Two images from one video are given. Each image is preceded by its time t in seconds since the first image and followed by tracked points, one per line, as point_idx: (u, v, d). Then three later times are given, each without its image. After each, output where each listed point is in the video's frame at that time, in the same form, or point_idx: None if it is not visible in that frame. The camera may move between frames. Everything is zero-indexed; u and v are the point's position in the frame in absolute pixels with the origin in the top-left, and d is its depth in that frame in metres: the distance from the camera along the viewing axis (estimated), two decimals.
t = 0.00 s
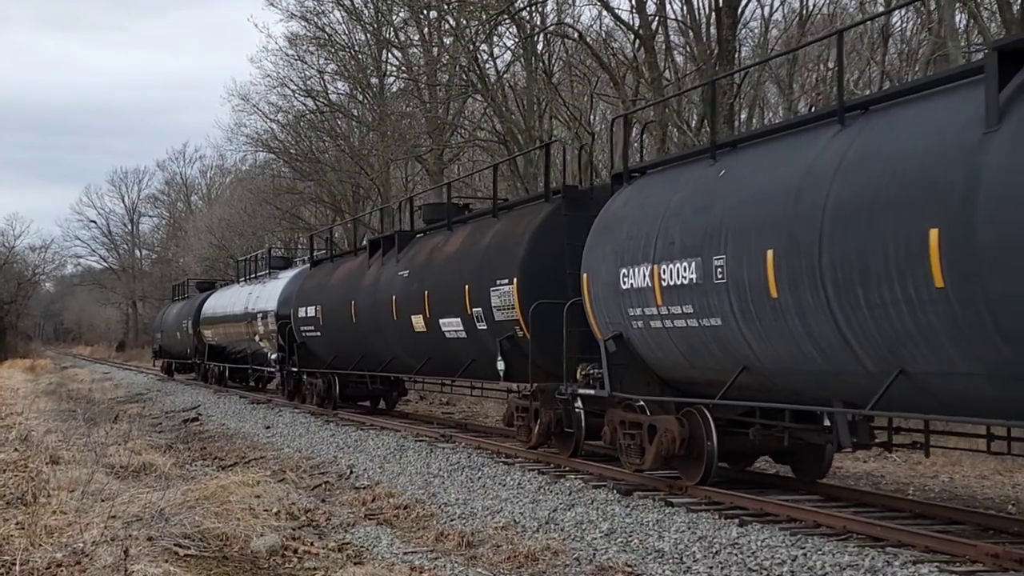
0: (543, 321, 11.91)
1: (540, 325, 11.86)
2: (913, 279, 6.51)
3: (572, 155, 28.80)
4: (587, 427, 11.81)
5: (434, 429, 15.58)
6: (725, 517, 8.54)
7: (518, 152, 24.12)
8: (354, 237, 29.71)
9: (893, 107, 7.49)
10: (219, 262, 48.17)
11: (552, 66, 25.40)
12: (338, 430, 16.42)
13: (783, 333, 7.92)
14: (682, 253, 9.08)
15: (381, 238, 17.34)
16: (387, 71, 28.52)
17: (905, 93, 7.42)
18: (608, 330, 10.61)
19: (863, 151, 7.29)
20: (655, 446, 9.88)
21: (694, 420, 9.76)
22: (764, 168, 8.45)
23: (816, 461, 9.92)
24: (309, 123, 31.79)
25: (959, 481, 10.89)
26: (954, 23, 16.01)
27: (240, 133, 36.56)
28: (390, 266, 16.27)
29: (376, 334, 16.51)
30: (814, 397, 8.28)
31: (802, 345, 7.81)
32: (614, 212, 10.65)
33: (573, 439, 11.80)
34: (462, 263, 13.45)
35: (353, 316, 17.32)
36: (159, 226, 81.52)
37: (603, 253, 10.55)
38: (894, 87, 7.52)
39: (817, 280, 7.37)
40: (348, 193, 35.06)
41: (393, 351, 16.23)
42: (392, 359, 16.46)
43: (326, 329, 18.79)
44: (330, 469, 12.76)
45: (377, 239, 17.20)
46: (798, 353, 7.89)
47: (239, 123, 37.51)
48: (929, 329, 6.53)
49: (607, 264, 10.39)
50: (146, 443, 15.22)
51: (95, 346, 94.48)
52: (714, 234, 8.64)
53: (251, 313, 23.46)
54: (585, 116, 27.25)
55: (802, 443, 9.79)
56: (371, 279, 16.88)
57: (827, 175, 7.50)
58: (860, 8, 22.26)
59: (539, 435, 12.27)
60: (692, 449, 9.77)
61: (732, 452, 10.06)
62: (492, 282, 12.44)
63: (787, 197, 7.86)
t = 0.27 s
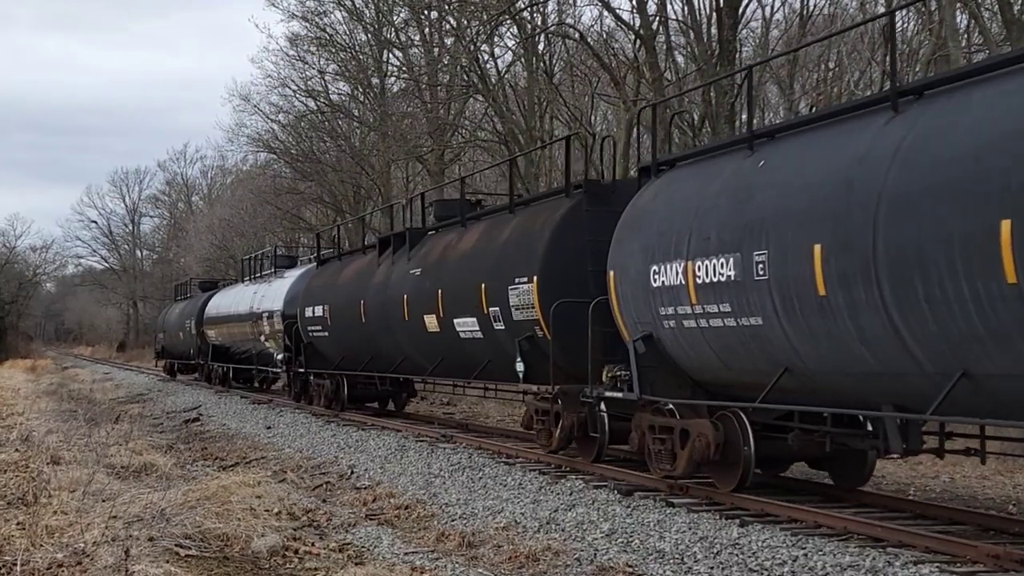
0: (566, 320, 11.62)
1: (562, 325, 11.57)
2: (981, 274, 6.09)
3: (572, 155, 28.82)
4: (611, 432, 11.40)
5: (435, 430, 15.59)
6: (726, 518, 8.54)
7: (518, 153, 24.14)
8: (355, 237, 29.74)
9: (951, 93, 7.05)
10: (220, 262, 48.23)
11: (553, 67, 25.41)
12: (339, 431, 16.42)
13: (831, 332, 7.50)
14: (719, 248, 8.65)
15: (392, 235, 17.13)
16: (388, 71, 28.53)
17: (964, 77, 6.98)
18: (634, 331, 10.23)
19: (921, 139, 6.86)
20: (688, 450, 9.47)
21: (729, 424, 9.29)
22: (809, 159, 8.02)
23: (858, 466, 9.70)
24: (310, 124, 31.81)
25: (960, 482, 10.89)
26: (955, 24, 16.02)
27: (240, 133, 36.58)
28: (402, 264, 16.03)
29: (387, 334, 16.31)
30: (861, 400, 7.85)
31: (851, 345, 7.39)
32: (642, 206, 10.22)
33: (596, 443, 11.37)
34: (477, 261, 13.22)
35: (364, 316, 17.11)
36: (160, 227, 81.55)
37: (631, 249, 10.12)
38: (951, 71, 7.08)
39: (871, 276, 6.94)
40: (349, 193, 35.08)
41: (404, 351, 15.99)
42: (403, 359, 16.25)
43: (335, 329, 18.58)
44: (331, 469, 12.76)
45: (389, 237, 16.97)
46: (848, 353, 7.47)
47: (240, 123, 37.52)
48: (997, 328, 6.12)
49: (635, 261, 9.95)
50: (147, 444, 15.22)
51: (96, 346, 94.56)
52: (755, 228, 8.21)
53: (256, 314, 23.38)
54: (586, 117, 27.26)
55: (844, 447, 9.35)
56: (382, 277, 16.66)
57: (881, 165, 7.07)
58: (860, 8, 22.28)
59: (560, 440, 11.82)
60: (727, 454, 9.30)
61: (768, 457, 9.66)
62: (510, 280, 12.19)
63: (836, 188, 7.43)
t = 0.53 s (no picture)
0: (589, 321, 11.17)
1: (585, 325, 11.10)
2: None
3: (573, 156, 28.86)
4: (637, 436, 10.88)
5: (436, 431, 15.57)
6: (727, 519, 8.54)
7: (519, 153, 24.18)
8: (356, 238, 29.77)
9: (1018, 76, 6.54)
10: (221, 262, 48.29)
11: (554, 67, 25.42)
12: (340, 432, 16.41)
13: (886, 333, 7.03)
14: (760, 244, 8.18)
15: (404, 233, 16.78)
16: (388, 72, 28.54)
17: None
18: (667, 331, 9.75)
19: (985, 126, 6.37)
20: (724, 456, 8.94)
21: (768, 429, 8.78)
22: (859, 149, 7.53)
23: (907, 474, 9.08)
24: (311, 124, 31.82)
25: (962, 483, 10.88)
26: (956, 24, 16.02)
27: (241, 134, 36.60)
28: (415, 262, 15.67)
29: (397, 334, 15.97)
30: (915, 405, 7.39)
31: (908, 347, 6.93)
32: (675, 199, 9.74)
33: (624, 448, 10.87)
34: (493, 258, 12.84)
35: (374, 316, 16.76)
36: (161, 227, 81.62)
37: (663, 245, 9.64)
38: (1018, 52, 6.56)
39: (933, 274, 6.48)
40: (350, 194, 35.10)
41: (415, 352, 15.64)
42: (414, 360, 15.88)
43: (345, 329, 18.26)
44: (332, 470, 12.77)
45: (400, 235, 16.62)
46: (904, 355, 7.00)
47: (241, 124, 37.55)
48: None
49: (668, 257, 9.48)
50: (148, 444, 15.24)
51: (98, 347, 94.66)
52: (801, 222, 7.74)
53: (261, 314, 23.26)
54: (587, 117, 27.29)
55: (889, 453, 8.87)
56: (393, 276, 16.32)
57: (942, 154, 6.59)
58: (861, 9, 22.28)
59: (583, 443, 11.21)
60: (766, 461, 8.78)
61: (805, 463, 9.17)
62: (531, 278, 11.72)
63: (892, 179, 6.95)
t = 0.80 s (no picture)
0: (615, 321, 10.71)
1: (610, 325, 10.64)
2: None
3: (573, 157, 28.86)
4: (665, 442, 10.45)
5: (436, 432, 15.56)
6: (727, 520, 8.53)
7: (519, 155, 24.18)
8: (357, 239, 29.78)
9: None
10: (222, 263, 48.31)
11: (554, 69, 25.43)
12: (340, 433, 16.40)
13: (948, 331, 6.53)
14: (807, 238, 7.70)
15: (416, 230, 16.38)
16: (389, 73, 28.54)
17: None
18: (702, 331, 9.27)
19: None
20: (763, 464, 8.47)
21: (812, 436, 8.30)
22: (914, 135, 7.03)
23: (957, 483, 8.52)
24: (312, 126, 31.82)
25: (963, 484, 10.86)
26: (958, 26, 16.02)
27: (242, 135, 36.64)
28: (427, 260, 15.29)
29: (409, 334, 15.60)
30: (976, 411, 6.86)
31: (972, 347, 6.41)
32: (711, 193, 9.27)
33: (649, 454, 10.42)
34: (511, 256, 12.42)
35: (384, 316, 16.38)
36: (162, 229, 81.68)
37: (699, 241, 9.16)
38: None
39: (1002, 266, 5.98)
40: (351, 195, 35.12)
41: (427, 353, 15.26)
42: (427, 361, 15.49)
43: (354, 329, 17.88)
44: (332, 471, 12.76)
45: (411, 232, 16.25)
46: (966, 355, 6.49)
47: (242, 125, 37.55)
48: None
49: (705, 254, 9.00)
50: (148, 445, 15.23)
51: (98, 348, 94.71)
52: (852, 214, 7.26)
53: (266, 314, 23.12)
54: (587, 119, 27.28)
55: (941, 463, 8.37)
56: (405, 275, 15.93)
57: (1012, 137, 6.09)
58: (862, 10, 22.29)
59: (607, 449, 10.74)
60: (809, 470, 8.30)
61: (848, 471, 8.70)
62: (552, 276, 11.30)
63: (954, 165, 6.46)
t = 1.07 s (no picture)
0: (644, 319, 10.33)
1: (638, 324, 10.27)
2: None
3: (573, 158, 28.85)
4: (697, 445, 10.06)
5: (437, 432, 15.54)
6: (728, 520, 8.53)
7: (519, 154, 24.18)
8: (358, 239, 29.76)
9: None
10: (223, 263, 48.32)
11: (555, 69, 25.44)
12: (341, 433, 16.40)
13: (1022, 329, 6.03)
14: (861, 230, 7.20)
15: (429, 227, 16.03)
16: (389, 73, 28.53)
17: None
18: (741, 330, 8.74)
19: None
20: (808, 472, 8.00)
21: (861, 441, 7.84)
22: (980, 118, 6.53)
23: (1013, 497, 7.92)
24: (313, 126, 31.81)
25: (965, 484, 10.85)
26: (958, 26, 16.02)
27: (243, 135, 36.66)
28: (440, 257, 14.94)
29: (422, 334, 15.27)
30: None
31: None
32: (750, 185, 8.76)
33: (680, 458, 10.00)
34: (529, 253, 12.08)
35: (396, 315, 16.04)
36: (162, 229, 81.71)
37: (737, 235, 8.65)
38: None
39: None
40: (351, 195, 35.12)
41: (440, 353, 14.92)
42: (440, 361, 15.15)
43: (365, 329, 17.54)
44: (333, 472, 12.76)
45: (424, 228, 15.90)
46: None
47: (242, 125, 37.55)
48: None
49: (744, 248, 8.50)
50: (149, 445, 15.22)
51: (99, 348, 94.75)
52: (913, 204, 6.76)
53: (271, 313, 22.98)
54: (588, 119, 27.27)
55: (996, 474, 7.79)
56: (417, 273, 15.59)
57: None
58: (863, 11, 22.30)
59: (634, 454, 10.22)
60: (858, 477, 7.84)
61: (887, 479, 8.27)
62: (575, 273, 10.93)
63: None
